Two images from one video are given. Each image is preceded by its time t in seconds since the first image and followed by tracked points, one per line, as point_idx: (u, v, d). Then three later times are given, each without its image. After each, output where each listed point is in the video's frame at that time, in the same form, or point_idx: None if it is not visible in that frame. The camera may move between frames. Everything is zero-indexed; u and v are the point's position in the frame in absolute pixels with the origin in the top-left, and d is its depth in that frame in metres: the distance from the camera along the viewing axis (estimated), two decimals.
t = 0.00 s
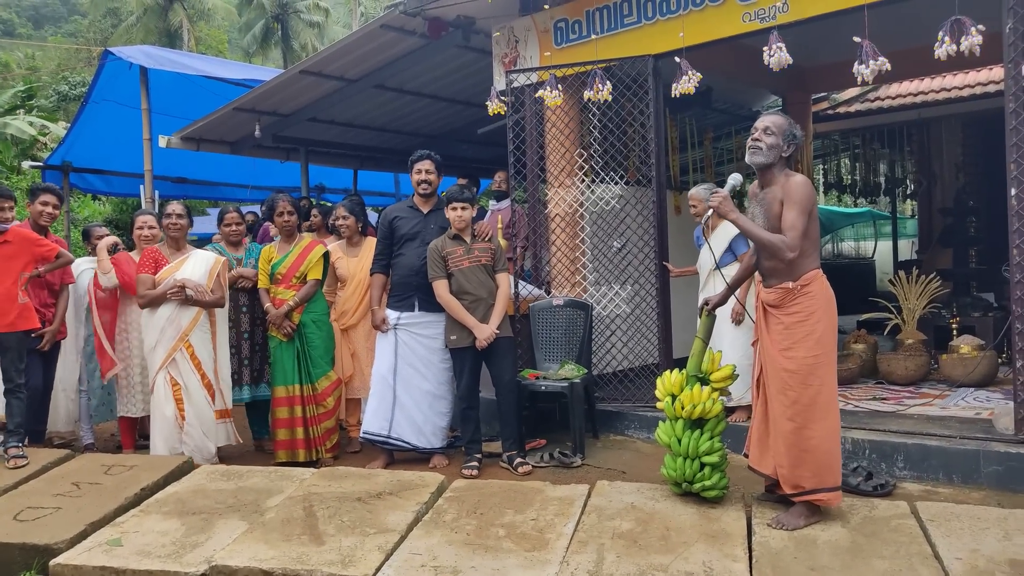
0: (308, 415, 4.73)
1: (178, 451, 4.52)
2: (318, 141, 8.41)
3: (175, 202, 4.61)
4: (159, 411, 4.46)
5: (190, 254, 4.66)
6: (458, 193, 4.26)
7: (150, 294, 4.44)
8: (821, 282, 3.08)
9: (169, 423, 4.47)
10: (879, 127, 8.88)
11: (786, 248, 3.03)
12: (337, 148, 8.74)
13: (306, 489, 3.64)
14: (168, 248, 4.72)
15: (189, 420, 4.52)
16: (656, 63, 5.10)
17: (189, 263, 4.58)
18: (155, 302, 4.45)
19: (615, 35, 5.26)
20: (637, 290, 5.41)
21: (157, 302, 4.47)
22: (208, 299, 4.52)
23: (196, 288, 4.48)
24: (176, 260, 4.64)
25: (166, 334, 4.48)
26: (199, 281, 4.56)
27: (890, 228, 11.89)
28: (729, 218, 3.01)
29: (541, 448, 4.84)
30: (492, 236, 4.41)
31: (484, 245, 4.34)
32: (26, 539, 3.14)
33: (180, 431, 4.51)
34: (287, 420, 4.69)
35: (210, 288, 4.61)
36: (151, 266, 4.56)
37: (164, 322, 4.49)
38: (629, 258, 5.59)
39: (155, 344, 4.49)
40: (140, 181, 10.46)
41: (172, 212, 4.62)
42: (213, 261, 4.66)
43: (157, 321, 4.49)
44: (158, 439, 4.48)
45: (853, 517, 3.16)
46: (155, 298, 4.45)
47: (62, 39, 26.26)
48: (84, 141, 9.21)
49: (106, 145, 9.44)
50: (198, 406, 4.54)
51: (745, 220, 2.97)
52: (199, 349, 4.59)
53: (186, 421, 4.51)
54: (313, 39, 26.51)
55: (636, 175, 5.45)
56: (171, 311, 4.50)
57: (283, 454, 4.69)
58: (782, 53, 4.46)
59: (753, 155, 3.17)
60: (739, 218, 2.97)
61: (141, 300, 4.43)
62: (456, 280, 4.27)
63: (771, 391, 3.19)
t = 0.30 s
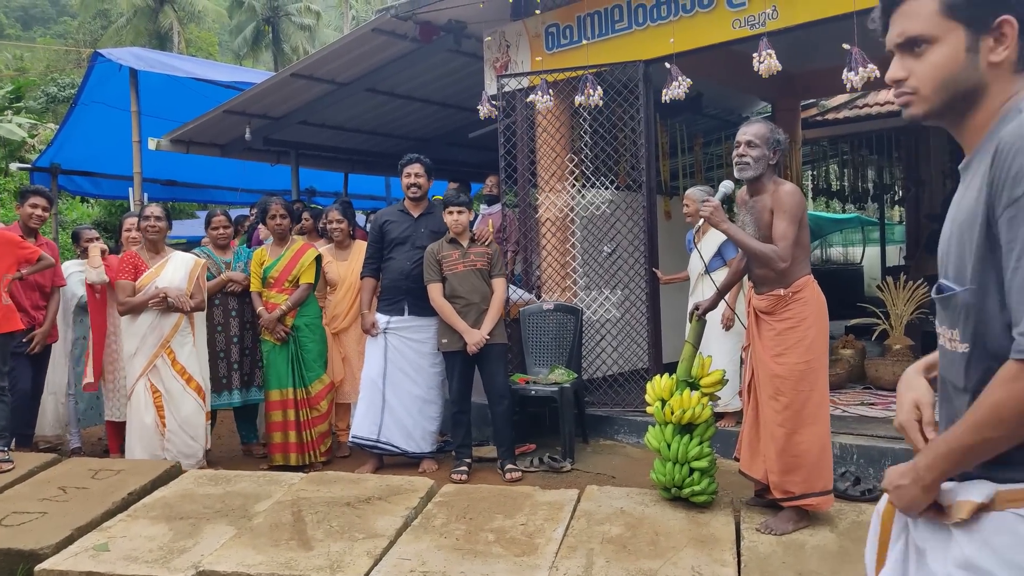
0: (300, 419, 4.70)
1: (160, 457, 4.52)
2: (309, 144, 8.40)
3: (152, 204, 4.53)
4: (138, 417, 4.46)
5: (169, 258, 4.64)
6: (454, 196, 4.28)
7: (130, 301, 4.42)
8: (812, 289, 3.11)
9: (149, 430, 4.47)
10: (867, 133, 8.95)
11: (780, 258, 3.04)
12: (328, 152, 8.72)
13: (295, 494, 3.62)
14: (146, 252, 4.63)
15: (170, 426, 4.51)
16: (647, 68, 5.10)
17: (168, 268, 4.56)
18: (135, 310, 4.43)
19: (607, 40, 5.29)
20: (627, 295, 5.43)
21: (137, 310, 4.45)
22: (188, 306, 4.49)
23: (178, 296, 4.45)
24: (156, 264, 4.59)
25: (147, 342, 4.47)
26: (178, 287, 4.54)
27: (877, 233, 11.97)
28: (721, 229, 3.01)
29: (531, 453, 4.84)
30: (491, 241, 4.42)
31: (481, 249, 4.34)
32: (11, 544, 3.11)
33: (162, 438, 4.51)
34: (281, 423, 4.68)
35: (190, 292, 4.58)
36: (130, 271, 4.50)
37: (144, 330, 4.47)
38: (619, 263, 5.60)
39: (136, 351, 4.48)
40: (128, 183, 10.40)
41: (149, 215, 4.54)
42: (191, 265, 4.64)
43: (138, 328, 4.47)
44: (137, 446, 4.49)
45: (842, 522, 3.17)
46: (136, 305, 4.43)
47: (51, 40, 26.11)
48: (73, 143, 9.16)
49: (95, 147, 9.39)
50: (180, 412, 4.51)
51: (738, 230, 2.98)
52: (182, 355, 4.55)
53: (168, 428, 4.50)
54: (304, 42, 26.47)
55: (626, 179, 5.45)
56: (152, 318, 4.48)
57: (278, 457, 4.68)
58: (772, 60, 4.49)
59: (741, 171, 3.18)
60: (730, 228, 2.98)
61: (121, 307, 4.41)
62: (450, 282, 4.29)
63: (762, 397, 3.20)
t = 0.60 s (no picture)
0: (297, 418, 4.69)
1: (167, 454, 4.51)
2: (311, 143, 8.39)
3: (155, 203, 4.53)
4: (146, 415, 4.46)
5: (174, 255, 4.63)
6: (467, 195, 4.30)
7: (136, 301, 4.42)
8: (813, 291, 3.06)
9: (156, 428, 4.47)
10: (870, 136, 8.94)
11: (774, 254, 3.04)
12: (330, 151, 8.72)
13: (295, 493, 3.61)
14: (150, 251, 4.61)
15: (178, 424, 4.50)
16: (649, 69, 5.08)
17: (173, 266, 4.55)
18: (140, 309, 4.43)
19: (609, 41, 5.28)
20: (630, 296, 5.43)
21: (143, 309, 4.45)
22: (194, 304, 4.50)
23: (183, 295, 4.46)
24: (161, 264, 4.57)
25: (154, 340, 4.46)
26: (184, 285, 4.55)
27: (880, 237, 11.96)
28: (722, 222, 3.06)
29: (533, 454, 4.83)
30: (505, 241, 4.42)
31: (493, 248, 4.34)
32: (11, 542, 3.10)
33: (170, 435, 4.50)
34: (285, 422, 4.68)
35: (195, 290, 4.59)
36: (135, 271, 4.48)
37: (151, 328, 4.46)
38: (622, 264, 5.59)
39: (143, 349, 4.46)
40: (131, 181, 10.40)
41: (153, 213, 4.53)
42: (196, 262, 4.64)
43: (144, 326, 4.47)
44: (144, 444, 4.48)
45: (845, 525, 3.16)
46: (141, 304, 4.43)
47: (53, 38, 26.10)
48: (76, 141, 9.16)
49: (97, 145, 9.39)
50: (187, 409, 4.50)
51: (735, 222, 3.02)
52: (188, 354, 4.54)
53: (175, 425, 4.50)
54: (306, 42, 26.46)
55: (629, 180, 5.36)
56: (158, 317, 4.47)
57: (283, 455, 4.67)
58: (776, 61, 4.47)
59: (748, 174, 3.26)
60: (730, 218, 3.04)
61: (127, 306, 4.41)
62: (459, 281, 4.31)
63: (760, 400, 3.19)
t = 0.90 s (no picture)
0: (296, 409, 4.70)
1: (173, 444, 4.49)
2: (312, 135, 8.37)
3: (168, 194, 4.55)
4: (157, 404, 4.43)
5: (185, 247, 4.65)
6: (473, 187, 4.28)
7: (150, 290, 4.41)
8: (813, 283, 3.11)
9: (167, 417, 4.45)
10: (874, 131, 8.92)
11: (767, 237, 3.01)
12: (332, 143, 8.70)
13: (297, 485, 3.62)
14: (162, 241, 4.66)
15: (187, 414, 4.48)
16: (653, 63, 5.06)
17: (185, 257, 4.56)
18: (156, 298, 4.42)
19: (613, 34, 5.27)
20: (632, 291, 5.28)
21: (158, 298, 4.44)
22: (208, 292, 4.51)
23: (197, 283, 4.46)
24: (174, 254, 4.60)
25: (166, 329, 4.45)
26: (196, 276, 4.54)
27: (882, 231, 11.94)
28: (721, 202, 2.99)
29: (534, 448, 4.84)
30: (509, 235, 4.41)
31: (497, 242, 4.34)
32: (13, 532, 3.11)
33: (177, 424, 4.48)
34: (281, 414, 4.68)
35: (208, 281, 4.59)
36: (149, 260, 4.50)
37: (165, 316, 4.45)
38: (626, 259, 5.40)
39: (155, 338, 4.46)
40: (132, 172, 10.38)
41: (166, 205, 4.56)
42: (208, 254, 4.63)
43: (158, 315, 4.46)
44: (154, 431, 4.45)
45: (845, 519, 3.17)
46: (156, 293, 4.42)
47: (54, 29, 26.02)
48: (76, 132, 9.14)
49: (98, 136, 9.37)
50: (198, 399, 4.50)
51: (736, 205, 2.94)
52: (200, 343, 4.55)
53: (183, 415, 4.48)
54: (307, 34, 26.37)
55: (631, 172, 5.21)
56: (172, 305, 4.47)
57: (277, 448, 4.67)
58: (780, 54, 4.45)
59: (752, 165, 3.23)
60: (730, 201, 2.94)
61: (141, 295, 4.40)
62: (464, 274, 4.34)
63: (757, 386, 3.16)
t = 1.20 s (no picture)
0: (291, 407, 4.71)
1: (179, 443, 4.47)
2: (309, 133, 8.35)
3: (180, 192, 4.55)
4: (162, 403, 4.40)
5: (189, 246, 4.65)
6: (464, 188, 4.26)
7: (155, 287, 4.39)
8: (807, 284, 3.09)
9: (172, 416, 4.42)
10: (871, 129, 8.93)
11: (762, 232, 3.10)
12: (329, 141, 8.68)
13: (294, 485, 3.61)
14: (168, 239, 4.65)
15: (192, 412, 4.47)
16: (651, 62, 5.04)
17: (190, 253, 4.57)
18: (161, 295, 4.39)
19: (611, 32, 5.28)
20: (629, 288, 5.34)
21: (163, 295, 4.41)
22: (211, 290, 4.52)
23: (202, 281, 4.48)
24: (178, 252, 4.60)
25: (170, 327, 4.42)
26: (200, 273, 4.56)
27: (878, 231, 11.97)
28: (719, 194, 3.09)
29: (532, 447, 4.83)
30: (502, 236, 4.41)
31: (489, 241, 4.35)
32: (8, 532, 3.09)
33: (184, 423, 4.46)
34: (275, 412, 4.68)
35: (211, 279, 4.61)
36: (154, 257, 4.48)
37: (169, 314, 4.43)
38: (620, 257, 5.49)
39: (159, 337, 4.42)
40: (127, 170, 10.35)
41: (178, 204, 4.57)
42: (212, 253, 4.66)
43: (162, 313, 4.43)
44: (160, 431, 4.41)
45: (842, 518, 3.17)
46: (161, 291, 4.39)
47: (50, 27, 25.92)
48: (72, 130, 9.11)
49: (94, 134, 9.34)
50: (202, 396, 4.49)
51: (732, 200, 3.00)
52: (202, 341, 4.54)
53: (189, 413, 4.46)
54: (304, 32, 26.34)
55: (628, 172, 5.32)
56: (176, 304, 4.45)
57: (273, 446, 4.67)
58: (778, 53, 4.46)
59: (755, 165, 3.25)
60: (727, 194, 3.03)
61: (147, 292, 4.36)
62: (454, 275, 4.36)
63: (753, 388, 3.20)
